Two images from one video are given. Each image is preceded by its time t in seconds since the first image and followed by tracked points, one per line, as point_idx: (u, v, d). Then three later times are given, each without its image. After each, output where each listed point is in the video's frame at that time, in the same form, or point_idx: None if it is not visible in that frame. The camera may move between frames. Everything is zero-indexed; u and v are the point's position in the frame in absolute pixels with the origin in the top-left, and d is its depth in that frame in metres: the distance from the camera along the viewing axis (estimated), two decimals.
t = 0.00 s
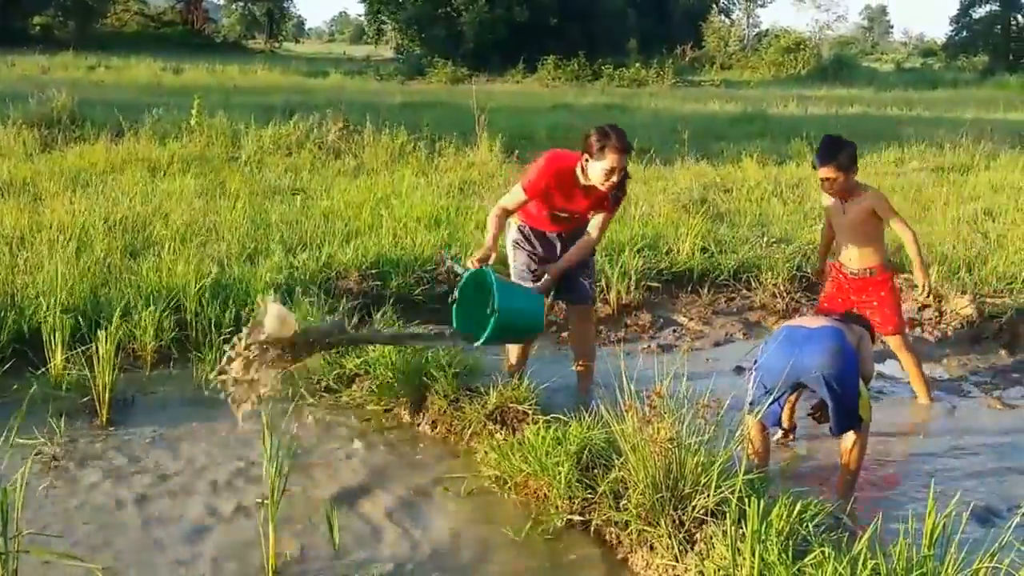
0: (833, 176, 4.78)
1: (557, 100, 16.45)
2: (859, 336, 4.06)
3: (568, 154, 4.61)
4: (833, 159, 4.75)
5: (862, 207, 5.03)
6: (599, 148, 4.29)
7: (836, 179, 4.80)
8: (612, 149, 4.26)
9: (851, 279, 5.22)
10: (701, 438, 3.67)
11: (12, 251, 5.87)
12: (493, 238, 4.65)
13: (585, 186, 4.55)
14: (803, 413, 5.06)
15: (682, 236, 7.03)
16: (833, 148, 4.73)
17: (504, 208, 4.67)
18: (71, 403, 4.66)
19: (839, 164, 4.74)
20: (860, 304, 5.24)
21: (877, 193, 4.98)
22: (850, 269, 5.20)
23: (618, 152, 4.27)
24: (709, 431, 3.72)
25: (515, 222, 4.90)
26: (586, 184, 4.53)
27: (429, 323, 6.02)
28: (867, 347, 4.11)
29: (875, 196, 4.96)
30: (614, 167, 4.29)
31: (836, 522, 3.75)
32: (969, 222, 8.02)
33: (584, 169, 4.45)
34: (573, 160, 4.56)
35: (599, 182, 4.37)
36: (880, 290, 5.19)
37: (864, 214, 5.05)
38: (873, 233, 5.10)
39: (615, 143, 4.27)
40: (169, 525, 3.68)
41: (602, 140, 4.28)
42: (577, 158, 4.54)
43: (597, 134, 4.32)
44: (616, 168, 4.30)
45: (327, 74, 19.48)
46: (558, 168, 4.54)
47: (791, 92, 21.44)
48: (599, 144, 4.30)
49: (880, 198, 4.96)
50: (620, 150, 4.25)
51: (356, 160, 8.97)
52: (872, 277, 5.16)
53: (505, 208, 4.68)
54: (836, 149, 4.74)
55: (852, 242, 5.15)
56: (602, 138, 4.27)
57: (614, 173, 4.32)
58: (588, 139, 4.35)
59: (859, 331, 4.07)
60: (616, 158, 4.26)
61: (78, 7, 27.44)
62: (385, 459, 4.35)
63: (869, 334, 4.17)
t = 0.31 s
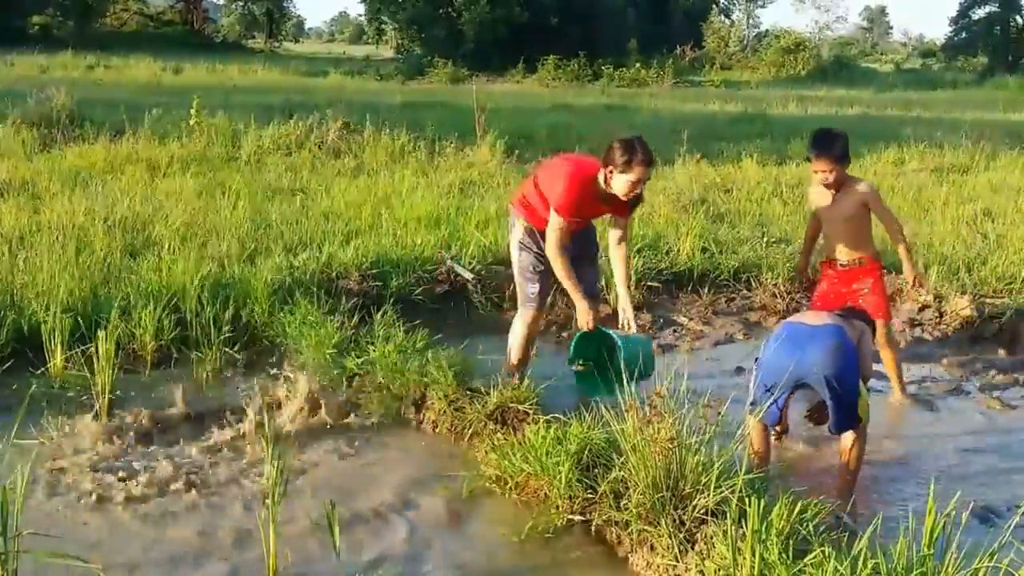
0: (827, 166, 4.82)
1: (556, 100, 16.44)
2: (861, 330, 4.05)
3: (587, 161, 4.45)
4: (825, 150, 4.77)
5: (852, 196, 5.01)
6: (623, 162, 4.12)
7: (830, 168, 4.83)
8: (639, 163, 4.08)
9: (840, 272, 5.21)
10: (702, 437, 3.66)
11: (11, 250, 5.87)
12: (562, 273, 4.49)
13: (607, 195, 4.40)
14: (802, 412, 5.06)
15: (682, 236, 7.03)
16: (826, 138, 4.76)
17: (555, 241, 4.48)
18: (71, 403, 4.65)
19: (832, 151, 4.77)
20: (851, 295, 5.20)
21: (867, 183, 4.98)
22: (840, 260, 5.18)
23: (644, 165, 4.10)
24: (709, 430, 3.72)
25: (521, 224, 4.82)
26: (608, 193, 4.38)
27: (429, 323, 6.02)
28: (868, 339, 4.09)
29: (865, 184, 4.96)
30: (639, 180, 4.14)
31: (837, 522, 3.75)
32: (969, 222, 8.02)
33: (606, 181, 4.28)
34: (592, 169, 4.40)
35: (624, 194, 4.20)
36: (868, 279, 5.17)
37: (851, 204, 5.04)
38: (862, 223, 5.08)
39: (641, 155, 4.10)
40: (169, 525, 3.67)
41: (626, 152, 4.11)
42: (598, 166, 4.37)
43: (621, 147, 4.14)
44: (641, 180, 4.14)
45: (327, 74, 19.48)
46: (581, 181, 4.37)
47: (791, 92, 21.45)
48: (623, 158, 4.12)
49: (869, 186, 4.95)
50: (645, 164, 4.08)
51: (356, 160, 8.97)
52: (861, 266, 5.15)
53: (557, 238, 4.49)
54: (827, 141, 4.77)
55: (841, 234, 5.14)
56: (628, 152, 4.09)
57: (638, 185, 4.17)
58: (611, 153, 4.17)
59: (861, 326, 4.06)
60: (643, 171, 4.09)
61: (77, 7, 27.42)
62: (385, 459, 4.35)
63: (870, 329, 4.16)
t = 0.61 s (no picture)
0: (864, 165, 4.88)
1: (557, 100, 16.45)
2: (865, 324, 4.00)
3: (587, 172, 4.42)
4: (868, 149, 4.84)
5: (882, 201, 5.06)
6: (623, 182, 4.12)
7: (866, 168, 4.90)
8: (638, 185, 4.08)
9: (861, 277, 5.19)
10: (702, 437, 3.66)
11: (12, 250, 5.87)
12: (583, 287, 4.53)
13: (606, 209, 4.41)
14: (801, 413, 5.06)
15: (682, 235, 7.03)
16: (864, 137, 4.83)
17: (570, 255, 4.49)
18: (71, 403, 4.65)
19: (871, 151, 4.83)
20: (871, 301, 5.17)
21: (898, 188, 5.05)
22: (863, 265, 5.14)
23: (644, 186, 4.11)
24: (709, 430, 3.72)
25: (519, 225, 4.83)
26: (607, 207, 4.39)
27: (429, 322, 6.02)
28: (872, 333, 4.04)
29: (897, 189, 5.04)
30: (638, 201, 4.15)
31: (836, 521, 3.75)
32: (968, 222, 8.02)
33: (606, 199, 4.28)
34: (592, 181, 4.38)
35: (623, 213, 4.23)
36: (887, 285, 5.14)
37: (879, 209, 5.08)
38: (888, 230, 5.11)
39: (641, 176, 4.11)
40: (169, 525, 3.68)
41: (627, 174, 4.11)
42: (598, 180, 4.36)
43: (622, 168, 4.12)
44: (640, 201, 4.15)
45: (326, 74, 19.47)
46: (582, 197, 4.36)
47: (791, 92, 21.45)
48: (622, 179, 4.11)
49: (902, 192, 5.04)
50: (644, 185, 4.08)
51: (356, 160, 8.97)
52: (883, 272, 5.14)
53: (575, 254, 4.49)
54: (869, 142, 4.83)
55: (866, 239, 5.12)
56: (629, 174, 4.09)
57: (637, 205, 4.18)
58: (611, 173, 4.16)
59: (865, 320, 4.02)
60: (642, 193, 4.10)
61: (77, 7, 27.41)
62: (384, 459, 4.35)
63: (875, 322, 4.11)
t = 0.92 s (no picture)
0: (917, 169, 4.88)
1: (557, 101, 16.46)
2: (866, 320, 3.97)
3: (561, 171, 4.41)
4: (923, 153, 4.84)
5: (930, 205, 5.08)
6: (591, 184, 4.10)
7: (918, 173, 4.90)
8: (604, 187, 4.06)
9: (893, 280, 5.24)
10: (702, 437, 3.67)
11: (12, 251, 5.87)
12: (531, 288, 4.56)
13: (578, 210, 4.39)
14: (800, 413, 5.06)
15: (682, 236, 7.04)
16: (922, 141, 4.83)
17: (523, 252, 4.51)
18: (72, 403, 4.65)
19: (924, 156, 4.84)
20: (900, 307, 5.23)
21: (946, 195, 5.05)
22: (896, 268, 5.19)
23: (610, 189, 4.08)
24: (709, 430, 3.73)
25: (503, 224, 4.85)
26: (579, 208, 4.38)
27: (430, 322, 6.02)
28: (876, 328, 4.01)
29: (946, 196, 5.04)
30: (607, 203, 4.12)
31: (836, 521, 3.75)
32: (968, 222, 8.03)
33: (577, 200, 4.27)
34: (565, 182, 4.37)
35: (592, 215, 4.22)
36: (921, 291, 5.19)
37: (927, 213, 5.08)
38: (929, 234, 5.12)
39: (607, 179, 4.08)
40: (170, 525, 3.68)
41: (593, 176, 4.09)
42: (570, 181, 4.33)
43: (587, 171, 4.12)
44: (608, 204, 4.12)
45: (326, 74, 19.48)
46: (553, 197, 4.36)
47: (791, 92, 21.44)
48: (590, 181, 4.10)
49: (950, 199, 5.04)
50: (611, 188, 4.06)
51: (356, 160, 8.99)
52: (917, 277, 5.17)
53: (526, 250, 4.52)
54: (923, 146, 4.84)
55: (905, 242, 5.15)
56: (594, 176, 4.08)
57: (606, 207, 4.15)
58: (579, 175, 4.16)
59: (867, 317, 3.99)
60: (608, 196, 4.08)
61: (77, 7, 27.41)
62: (384, 459, 4.35)
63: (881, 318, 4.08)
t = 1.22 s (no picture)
0: (914, 163, 4.89)
1: (557, 101, 16.46)
2: (868, 313, 4.05)
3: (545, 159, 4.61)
4: (920, 148, 4.85)
5: (934, 202, 5.05)
6: (571, 165, 4.27)
7: (916, 167, 4.91)
8: (584, 167, 4.23)
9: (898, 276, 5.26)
10: (702, 438, 3.68)
11: (13, 250, 5.88)
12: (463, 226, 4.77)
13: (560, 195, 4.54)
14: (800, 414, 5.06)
15: (682, 236, 7.05)
16: (921, 135, 4.84)
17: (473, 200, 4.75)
18: (72, 403, 4.66)
19: (920, 151, 4.85)
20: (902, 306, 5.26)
21: (952, 192, 5.00)
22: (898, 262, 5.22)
23: (590, 170, 4.24)
24: (709, 430, 3.73)
25: (495, 221, 4.94)
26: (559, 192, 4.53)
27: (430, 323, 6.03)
28: (877, 320, 4.06)
29: (951, 193, 4.99)
30: (588, 184, 4.28)
31: (836, 522, 3.75)
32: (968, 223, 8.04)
33: (559, 185, 4.42)
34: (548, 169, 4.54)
35: (574, 199, 4.37)
36: (923, 290, 5.18)
37: (931, 211, 5.08)
38: (932, 230, 5.11)
39: (587, 160, 4.24)
40: (169, 525, 3.68)
41: (574, 158, 4.26)
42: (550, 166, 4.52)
43: (569, 152, 4.28)
44: (589, 184, 4.28)
45: (326, 74, 19.47)
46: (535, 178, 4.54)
47: (791, 93, 21.43)
48: (571, 162, 4.27)
49: (954, 198, 4.99)
50: (591, 167, 4.22)
51: (356, 160, 9.00)
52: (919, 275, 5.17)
53: (477, 201, 4.75)
54: (922, 141, 4.84)
55: (908, 238, 5.17)
56: (574, 157, 4.24)
57: (588, 189, 4.31)
58: (561, 158, 4.32)
59: (868, 308, 4.05)
60: (589, 176, 4.24)
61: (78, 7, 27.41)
62: (384, 460, 4.35)
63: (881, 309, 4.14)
